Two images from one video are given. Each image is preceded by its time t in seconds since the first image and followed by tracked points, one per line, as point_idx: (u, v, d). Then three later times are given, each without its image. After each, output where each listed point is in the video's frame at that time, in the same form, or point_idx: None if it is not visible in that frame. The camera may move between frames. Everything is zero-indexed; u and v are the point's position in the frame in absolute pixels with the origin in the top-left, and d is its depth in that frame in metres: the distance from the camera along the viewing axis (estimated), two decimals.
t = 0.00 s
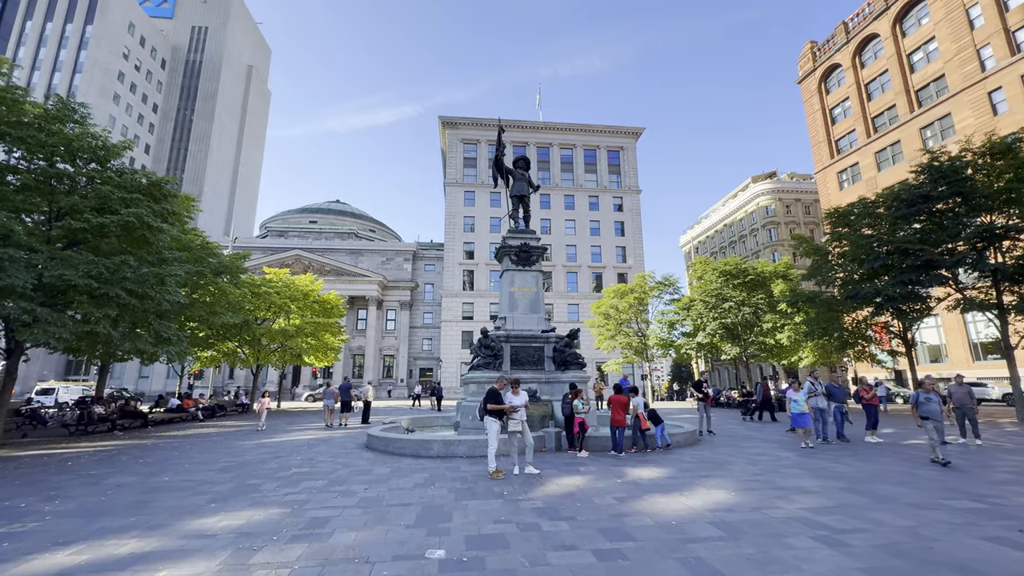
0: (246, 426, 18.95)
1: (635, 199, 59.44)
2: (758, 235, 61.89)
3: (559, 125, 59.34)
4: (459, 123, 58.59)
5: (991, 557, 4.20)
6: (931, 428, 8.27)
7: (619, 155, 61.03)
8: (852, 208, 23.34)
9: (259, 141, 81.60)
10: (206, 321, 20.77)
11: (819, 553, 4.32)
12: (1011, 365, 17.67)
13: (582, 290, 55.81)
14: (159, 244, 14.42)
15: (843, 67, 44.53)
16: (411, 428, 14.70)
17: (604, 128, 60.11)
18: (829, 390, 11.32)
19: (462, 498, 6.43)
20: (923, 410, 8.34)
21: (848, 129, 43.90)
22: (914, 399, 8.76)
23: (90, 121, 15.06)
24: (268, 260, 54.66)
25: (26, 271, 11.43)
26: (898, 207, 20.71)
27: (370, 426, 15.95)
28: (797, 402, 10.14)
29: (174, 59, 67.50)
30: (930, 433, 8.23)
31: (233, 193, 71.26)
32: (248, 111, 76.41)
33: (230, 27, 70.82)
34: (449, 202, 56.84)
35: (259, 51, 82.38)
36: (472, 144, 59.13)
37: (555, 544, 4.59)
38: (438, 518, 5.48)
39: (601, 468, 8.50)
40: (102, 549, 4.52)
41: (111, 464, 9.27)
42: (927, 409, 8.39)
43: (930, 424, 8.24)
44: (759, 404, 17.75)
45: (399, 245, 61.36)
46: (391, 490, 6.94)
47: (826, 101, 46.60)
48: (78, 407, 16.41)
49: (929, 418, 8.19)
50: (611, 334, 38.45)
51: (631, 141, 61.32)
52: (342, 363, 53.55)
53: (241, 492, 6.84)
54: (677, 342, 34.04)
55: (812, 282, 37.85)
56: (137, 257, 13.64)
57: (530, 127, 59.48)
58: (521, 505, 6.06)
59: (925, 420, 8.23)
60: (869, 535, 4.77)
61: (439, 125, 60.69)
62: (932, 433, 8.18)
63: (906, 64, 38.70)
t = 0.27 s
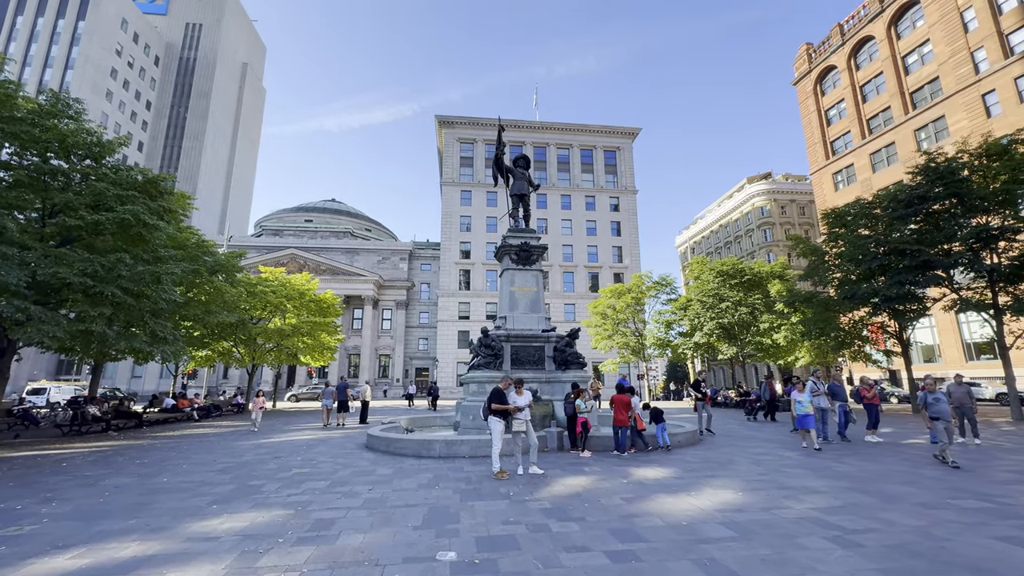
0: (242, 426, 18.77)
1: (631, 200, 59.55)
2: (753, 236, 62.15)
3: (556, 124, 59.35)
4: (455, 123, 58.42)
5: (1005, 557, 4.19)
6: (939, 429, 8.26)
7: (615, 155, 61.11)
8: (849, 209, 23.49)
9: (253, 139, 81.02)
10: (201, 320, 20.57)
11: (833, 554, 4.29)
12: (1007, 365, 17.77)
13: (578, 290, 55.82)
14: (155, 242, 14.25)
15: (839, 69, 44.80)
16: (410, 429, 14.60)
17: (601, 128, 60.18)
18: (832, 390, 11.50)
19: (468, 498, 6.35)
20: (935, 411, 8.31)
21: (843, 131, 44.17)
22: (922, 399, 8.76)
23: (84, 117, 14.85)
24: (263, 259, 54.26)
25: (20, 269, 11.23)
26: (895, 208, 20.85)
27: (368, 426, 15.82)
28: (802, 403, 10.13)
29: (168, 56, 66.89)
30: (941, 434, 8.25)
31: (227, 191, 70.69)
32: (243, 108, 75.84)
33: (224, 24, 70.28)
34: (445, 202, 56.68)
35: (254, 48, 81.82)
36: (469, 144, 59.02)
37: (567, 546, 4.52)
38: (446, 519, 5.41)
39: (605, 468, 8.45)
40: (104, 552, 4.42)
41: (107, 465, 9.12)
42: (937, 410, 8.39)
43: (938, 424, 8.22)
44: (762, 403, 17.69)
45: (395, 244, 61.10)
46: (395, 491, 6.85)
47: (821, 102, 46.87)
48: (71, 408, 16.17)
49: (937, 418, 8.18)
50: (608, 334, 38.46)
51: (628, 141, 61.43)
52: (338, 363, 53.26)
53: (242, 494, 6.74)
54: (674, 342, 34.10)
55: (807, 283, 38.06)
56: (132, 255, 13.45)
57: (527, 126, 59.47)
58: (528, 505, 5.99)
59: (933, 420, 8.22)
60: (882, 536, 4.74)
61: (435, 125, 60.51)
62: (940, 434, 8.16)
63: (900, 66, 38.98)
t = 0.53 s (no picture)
0: (237, 426, 18.55)
1: (627, 200, 59.67)
2: (748, 236, 62.42)
3: (552, 124, 59.36)
4: (451, 122, 58.23)
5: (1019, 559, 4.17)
6: (948, 429, 8.19)
7: (611, 155, 61.21)
8: (845, 210, 23.62)
9: (247, 137, 80.41)
10: (196, 319, 20.38)
11: (847, 555, 4.26)
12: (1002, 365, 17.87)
13: (574, 290, 55.83)
14: (150, 240, 14.10)
15: (834, 71, 45.10)
16: (409, 429, 14.50)
17: (597, 128, 60.25)
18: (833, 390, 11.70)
19: (474, 499, 6.27)
20: (940, 411, 8.21)
21: (837, 133, 44.49)
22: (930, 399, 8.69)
23: (78, 113, 14.63)
24: (257, 257, 53.83)
25: (11, 267, 11.01)
26: (891, 209, 21.00)
27: (366, 427, 15.69)
28: (808, 403, 10.24)
29: (161, 53, 66.21)
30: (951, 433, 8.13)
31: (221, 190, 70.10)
32: (236, 106, 75.22)
33: (218, 21, 69.70)
34: (441, 201, 56.51)
35: (248, 46, 81.22)
36: (465, 143, 58.89)
37: (578, 549, 4.46)
38: (452, 522, 5.32)
39: (608, 468, 8.41)
40: (103, 557, 4.30)
41: (102, 466, 8.96)
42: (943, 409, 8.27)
43: (946, 424, 8.15)
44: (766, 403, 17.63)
45: (390, 243, 60.83)
46: (398, 492, 6.76)
47: (816, 104, 47.17)
48: (63, 408, 15.94)
49: (946, 417, 8.10)
50: (604, 334, 38.50)
51: (623, 141, 61.54)
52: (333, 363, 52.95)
53: (242, 495, 6.62)
54: (670, 342, 34.18)
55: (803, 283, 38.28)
56: (126, 252, 13.25)
57: (523, 126, 59.42)
58: (535, 506, 5.92)
59: (941, 419, 8.15)
60: (895, 537, 4.71)
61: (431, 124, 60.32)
62: (950, 433, 8.08)
63: (894, 68, 39.29)
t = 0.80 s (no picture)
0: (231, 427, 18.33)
1: (622, 201, 59.84)
2: (742, 238, 62.78)
3: (547, 125, 59.40)
4: (447, 122, 58.05)
5: None
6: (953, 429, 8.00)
7: (606, 157, 61.34)
8: (840, 211, 23.80)
9: (240, 135, 79.72)
10: (189, 319, 20.13)
11: (858, 557, 4.23)
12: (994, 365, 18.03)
13: (569, 290, 55.85)
14: (144, 237, 13.89)
15: (827, 74, 45.48)
16: (407, 430, 14.38)
17: (592, 129, 60.35)
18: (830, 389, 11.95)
19: (478, 502, 6.19)
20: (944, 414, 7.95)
21: (831, 135, 44.86)
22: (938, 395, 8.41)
23: (70, 108, 14.41)
24: (250, 257, 53.32)
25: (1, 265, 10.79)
26: (886, 210, 21.20)
27: (362, 428, 15.55)
28: (809, 404, 10.34)
29: (152, 50, 65.47)
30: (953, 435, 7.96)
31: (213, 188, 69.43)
32: (229, 104, 74.56)
33: (211, 18, 69.05)
34: (436, 201, 56.32)
35: (241, 44, 80.59)
36: (460, 143, 58.75)
37: (588, 552, 4.39)
38: (458, 524, 5.24)
39: (611, 469, 8.35)
40: (101, 563, 4.17)
41: (95, 468, 8.78)
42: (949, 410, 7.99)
43: (951, 426, 7.96)
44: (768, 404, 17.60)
45: (385, 243, 60.53)
46: (401, 494, 6.67)
47: (809, 107, 47.55)
48: (54, 409, 15.67)
49: (952, 420, 7.87)
50: (600, 334, 38.55)
51: (618, 143, 61.71)
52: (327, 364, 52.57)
53: (241, 498, 6.49)
54: (666, 343, 34.28)
55: (797, 284, 38.53)
56: (119, 251, 13.04)
57: (519, 127, 59.41)
58: (540, 509, 5.85)
59: (947, 422, 7.94)
60: (905, 538, 4.69)
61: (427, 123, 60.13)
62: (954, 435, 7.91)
63: (887, 72, 39.69)
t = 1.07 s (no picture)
0: (224, 429, 18.09)
1: (616, 202, 60.02)
2: (735, 240, 63.19)
3: (542, 126, 59.46)
4: (442, 122, 57.92)
5: None
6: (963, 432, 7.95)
7: (601, 158, 61.52)
8: (834, 214, 24.03)
9: (232, 134, 78.97)
10: (181, 318, 19.88)
11: (870, 558, 4.23)
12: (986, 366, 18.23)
13: (564, 292, 55.88)
14: (137, 236, 13.70)
15: (820, 78, 45.92)
16: (404, 431, 14.28)
17: (587, 131, 60.51)
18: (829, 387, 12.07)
19: (483, 504, 6.12)
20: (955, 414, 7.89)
21: (824, 138, 45.27)
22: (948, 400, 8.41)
23: (61, 104, 14.17)
24: (242, 256, 52.79)
25: None
26: (879, 213, 21.44)
27: (358, 429, 15.42)
28: (807, 405, 10.37)
29: (143, 47, 64.67)
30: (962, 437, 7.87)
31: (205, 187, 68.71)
32: (222, 102, 73.83)
33: (204, 15, 68.39)
34: (431, 201, 56.15)
35: (234, 41, 79.88)
36: (455, 143, 58.66)
37: (600, 554, 4.35)
38: (463, 526, 5.18)
39: (613, 471, 8.32)
40: (100, 568, 4.06)
41: (87, 470, 8.60)
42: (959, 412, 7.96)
43: (961, 428, 7.93)
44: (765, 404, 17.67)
45: (379, 243, 60.24)
46: (404, 496, 6.58)
47: (802, 110, 47.97)
48: (42, 411, 15.35)
49: (962, 421, 7.85)
50: (595, 336, 38.57)
51: (613, 144, 61.93)
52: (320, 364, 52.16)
53: (240, 501, 6.38)
54: (660, 344, 34.38)
55: (790, 286, 38.82)
56: (112, 249, 12.85)
57: (514, 128, 59.43)
58: (546, 511, 5.80)
59: (956, 423, 7.93)
60: (913, 539, 4.69)
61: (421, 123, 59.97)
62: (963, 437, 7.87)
63: (879, 76, 40.12)
